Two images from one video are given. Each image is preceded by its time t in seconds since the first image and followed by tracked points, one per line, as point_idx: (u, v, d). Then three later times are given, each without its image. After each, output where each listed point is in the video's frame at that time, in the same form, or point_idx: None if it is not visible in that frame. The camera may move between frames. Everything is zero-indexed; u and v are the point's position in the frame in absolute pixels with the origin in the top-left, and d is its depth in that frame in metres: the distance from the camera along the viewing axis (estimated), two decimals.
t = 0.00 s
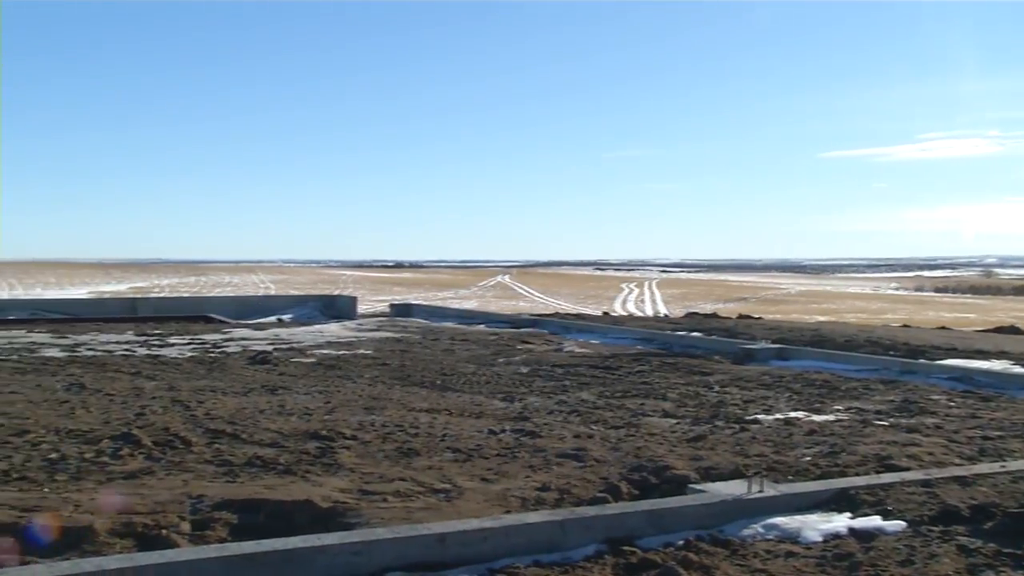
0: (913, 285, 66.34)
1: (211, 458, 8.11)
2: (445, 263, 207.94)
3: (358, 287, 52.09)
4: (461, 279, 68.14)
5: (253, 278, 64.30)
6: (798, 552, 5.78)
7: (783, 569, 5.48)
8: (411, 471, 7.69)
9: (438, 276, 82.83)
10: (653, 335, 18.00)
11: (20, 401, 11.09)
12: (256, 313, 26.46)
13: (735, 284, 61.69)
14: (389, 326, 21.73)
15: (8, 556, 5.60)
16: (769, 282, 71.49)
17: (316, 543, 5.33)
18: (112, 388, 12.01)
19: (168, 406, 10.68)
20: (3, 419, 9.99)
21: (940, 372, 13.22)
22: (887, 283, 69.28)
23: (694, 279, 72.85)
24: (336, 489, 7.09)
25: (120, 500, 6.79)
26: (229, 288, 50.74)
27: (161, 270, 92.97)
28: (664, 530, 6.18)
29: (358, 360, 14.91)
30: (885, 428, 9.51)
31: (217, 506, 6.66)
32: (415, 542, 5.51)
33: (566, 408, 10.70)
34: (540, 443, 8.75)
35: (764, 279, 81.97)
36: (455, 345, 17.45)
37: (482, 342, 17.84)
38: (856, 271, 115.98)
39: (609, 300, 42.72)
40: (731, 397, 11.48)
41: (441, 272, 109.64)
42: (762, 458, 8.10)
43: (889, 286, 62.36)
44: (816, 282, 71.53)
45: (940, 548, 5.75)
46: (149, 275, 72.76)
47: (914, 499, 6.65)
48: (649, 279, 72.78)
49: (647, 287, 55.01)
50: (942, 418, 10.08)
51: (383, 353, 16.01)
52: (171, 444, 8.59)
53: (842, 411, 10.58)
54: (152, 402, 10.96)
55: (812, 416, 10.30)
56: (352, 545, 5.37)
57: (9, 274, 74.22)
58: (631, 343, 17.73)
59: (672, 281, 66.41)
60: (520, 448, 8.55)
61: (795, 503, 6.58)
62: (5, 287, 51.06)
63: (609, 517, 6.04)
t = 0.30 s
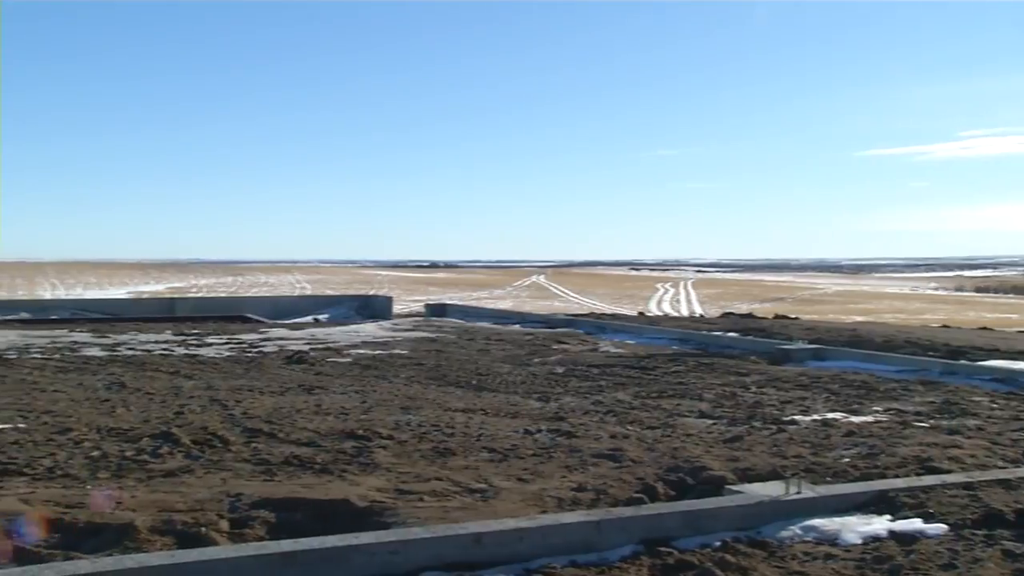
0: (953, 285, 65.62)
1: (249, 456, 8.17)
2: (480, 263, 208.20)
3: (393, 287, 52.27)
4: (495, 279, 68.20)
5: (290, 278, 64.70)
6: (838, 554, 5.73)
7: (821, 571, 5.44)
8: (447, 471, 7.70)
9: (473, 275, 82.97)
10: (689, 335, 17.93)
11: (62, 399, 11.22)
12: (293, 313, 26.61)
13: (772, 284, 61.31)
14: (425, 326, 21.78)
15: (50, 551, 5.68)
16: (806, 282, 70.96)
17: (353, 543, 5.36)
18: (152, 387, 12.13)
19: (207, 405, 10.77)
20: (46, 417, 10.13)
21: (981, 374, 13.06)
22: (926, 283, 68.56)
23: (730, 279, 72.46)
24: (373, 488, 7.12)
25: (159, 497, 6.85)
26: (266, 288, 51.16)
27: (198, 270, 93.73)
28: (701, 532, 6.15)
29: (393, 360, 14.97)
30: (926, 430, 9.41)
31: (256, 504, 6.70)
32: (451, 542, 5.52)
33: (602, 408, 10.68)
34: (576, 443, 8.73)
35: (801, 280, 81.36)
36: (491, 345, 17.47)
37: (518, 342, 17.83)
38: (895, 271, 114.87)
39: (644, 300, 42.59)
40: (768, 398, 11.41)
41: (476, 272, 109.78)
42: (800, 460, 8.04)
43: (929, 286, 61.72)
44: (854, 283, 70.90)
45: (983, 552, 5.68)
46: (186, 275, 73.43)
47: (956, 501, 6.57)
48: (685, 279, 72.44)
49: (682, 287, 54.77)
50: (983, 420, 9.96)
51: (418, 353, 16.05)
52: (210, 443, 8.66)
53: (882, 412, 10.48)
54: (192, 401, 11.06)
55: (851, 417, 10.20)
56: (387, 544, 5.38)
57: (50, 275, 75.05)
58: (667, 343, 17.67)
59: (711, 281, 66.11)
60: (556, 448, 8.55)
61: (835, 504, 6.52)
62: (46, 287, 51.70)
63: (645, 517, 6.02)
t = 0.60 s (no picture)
0: (993, 285, 64.89)
1: (287, 455, 8.22)
2: (514, 262, 208.26)
3: (428, 287, 52.46)
4: (530, 279, 68.26)
5: (327, 278, 65.16)
6: (879, 557, 5.68)
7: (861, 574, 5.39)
8: (483, 471, 7.70)
9: (509, 275, 83.23)
10: (725, 335, 17.86)
11: (103, 398, 11.35)
12: (329, 313, 26.77)
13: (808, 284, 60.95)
14: (460, 326, 21.82)
15: (93, 547, 5.76)
16: (843, 282, 70.40)
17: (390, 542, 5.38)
18: (191, 386, 12.24)
19: (245, 405, 10.85)
20: (88, 415, 10.25)
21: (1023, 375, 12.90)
22: (966, 283, 67.82)
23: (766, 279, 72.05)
24: (409, 488, 7.14)
25: (198, 495, 6.91)
26: (302, 288, 51.61)
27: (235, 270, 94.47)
28: (738, 533, 6.11)
29: (429, 360, 15.01)
30: (967, 432, 9.31)
31: (293, 503, 6.74)
32: (487, 542, 5.52)
33: (638, 408, 10.65)
34: (612, 443, 8.71)
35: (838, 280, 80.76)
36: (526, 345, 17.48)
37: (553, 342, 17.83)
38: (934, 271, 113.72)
39: (680, 300, 42.45)
40: (806, 398, 11.34)
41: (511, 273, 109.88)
42: (839, 461, 7.97)
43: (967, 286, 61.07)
44: (892, 283, 70.24)
45: None
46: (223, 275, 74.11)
47: (999, 505, 6.49)
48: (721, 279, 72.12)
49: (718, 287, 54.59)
50: None
51: (454, 353, 16.09)
52: (248, 442, 8.72)
53: (922, 414, 10.37)
54: (230, 400, 11.14)
55: (891, 418, 10.11)
56: (424, 544, 5.39)
57: (91, 274, 76.31)
58: (703, 343, 17.61)
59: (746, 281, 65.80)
60: (592, 448, 8.53)
61: (874, 506, 6.47)
62: (88, 287, 52.35)
63: (682, 518, 5.99)
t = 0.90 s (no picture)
0: None
1: (324, 454, 8.27)
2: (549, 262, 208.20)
3: (463, 287, 52.56)
4: (565, 279, 68.19)
5: (363, 278, 65.36)
6: (920, 561, 5.63)
7: None
8: (519, 471, 7.70)
9: (544, 275, 83.19)
10: (762, 335, 17.76)
11: (143, 397, 11.47)
12: (365, 313, 26.88)
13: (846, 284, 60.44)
14: (496, 326, 21.83)
15: (134, 543, 5.83)
16: (882, 282, 69.76)
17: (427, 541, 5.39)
18: (229, 386, 12.33)
19: (282, 404, 10.92)
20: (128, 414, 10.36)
21: None
22: (1007, 283, 66.96)
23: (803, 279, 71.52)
24: (446, 487, 7.16)
25: (237, 494, 6.96)
26: (338, 288, 51.94)
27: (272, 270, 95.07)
28: (777, 535, 6.07)
29: (464, 360, 15.04)
30: (1009, 434, 9.19)
31: (331, 502, 6.78)
32: (523, 542, 5.52)
33: (675, 409, 10.61)
34: (649, 444, 8.69)
35: (876, 281, 79.98)
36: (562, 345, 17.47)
37: (589, 342, 17.80)
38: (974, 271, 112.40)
39: (716, 301, 42.24)
40: (844, 399, 11.25)
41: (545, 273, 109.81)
42: (878, 463, 7.90)
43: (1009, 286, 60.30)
44: (932, 283, 69.52)
45: None
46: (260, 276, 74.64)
47: None
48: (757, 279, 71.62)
49: (755, 286, 54.31)
50: None
51: (489, 353, 16.10)
52: (286, 441, 8.78)
53: (963, 416, 10.25)
54: (267, 400, 11.22)
55: (931, 420, 10.00)
56: (461, 543, 5.41)
57: (130, 274, 77.54)
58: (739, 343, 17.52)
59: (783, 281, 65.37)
60: (628, 449, 8.51)
61: (916, 509, 6.40)
62: (127, 287, 52.93)
63: (720, 518, 5.97)
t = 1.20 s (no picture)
0: None
1: (364, 454, 8.30)
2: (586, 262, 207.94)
3: (501, 287, 52.64)
4: (603, 279, 68.08)
5: (401, 278, 65.56)
6: (967, 565, 5.56)
7: None
8: (558, 471, 7.69)
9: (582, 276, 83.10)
10: (803, 335, 17.64)
11: (186, 396, 11.58)
12: (404, 313, 26.97)
13: (887, 284, 59.90)
14: (534, 326, 21.82)
15: (178, 540, 5.89)
16: (923, 282, 69.03)
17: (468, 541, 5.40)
18: (270, 386, 12.42)
19: (322, 403, 10.99)
20: (171, 412, 10.45)
21: None
22: None
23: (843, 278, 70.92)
24: (485, 487, 7.16)
25: (279, 492, 7.01)
26: (377, 288, 52.24)
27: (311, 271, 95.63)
28: (819, 537, 6.02)
29: (503, 360, 15.06)
30: None
31: (371, 501, 6.81)
32: (563, 542, 5.51)
33: (714, 410, 10.55)
34: (689, 444, 8.65)
35: (918, 281, 79.17)
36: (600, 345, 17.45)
37: (627, 343, 17.76)
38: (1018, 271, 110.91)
39: (755, 300, 42.00)
40: (886, 400, 11.15)
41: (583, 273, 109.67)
42: (922, 465, 7.82)
43: None
44: (974, 283, 68.70)
45: None
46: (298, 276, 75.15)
47: None
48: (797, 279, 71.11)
49: (794, 286, 53.98)
50: None
51: (528, 353, 16.10)
52: (326, 441, 8.83)
53: (1009, 418, 10.11)
54: (307, 399, 11.28)
55: (976, 422, 9.88)
56: (502, 543, 5.41)
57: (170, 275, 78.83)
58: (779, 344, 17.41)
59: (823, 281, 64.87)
60: (667, 449, 8.48)
61: (962, 512, 6.33)
62: (169, 287, 53.56)
63: (761, 519, 5.93)
